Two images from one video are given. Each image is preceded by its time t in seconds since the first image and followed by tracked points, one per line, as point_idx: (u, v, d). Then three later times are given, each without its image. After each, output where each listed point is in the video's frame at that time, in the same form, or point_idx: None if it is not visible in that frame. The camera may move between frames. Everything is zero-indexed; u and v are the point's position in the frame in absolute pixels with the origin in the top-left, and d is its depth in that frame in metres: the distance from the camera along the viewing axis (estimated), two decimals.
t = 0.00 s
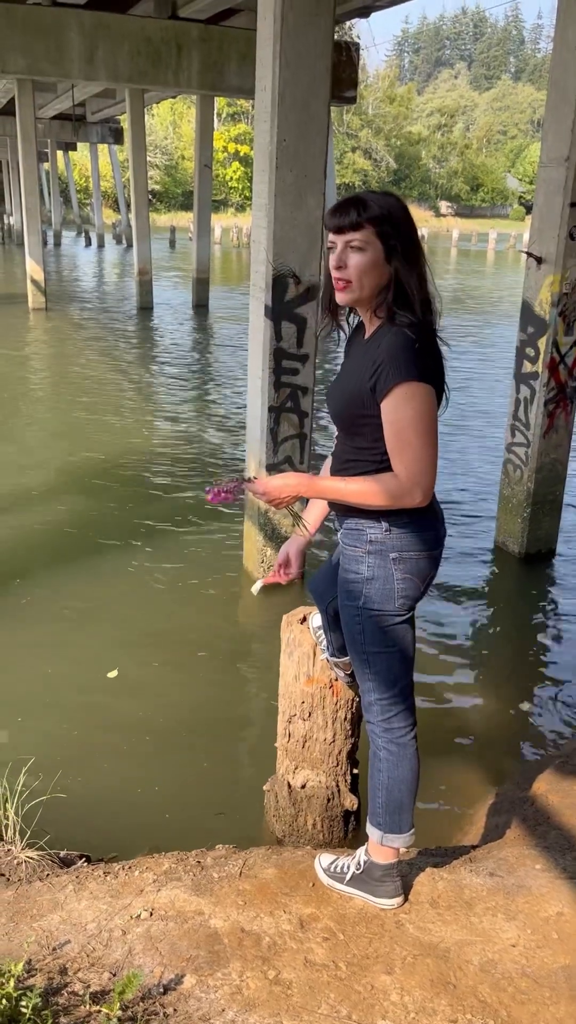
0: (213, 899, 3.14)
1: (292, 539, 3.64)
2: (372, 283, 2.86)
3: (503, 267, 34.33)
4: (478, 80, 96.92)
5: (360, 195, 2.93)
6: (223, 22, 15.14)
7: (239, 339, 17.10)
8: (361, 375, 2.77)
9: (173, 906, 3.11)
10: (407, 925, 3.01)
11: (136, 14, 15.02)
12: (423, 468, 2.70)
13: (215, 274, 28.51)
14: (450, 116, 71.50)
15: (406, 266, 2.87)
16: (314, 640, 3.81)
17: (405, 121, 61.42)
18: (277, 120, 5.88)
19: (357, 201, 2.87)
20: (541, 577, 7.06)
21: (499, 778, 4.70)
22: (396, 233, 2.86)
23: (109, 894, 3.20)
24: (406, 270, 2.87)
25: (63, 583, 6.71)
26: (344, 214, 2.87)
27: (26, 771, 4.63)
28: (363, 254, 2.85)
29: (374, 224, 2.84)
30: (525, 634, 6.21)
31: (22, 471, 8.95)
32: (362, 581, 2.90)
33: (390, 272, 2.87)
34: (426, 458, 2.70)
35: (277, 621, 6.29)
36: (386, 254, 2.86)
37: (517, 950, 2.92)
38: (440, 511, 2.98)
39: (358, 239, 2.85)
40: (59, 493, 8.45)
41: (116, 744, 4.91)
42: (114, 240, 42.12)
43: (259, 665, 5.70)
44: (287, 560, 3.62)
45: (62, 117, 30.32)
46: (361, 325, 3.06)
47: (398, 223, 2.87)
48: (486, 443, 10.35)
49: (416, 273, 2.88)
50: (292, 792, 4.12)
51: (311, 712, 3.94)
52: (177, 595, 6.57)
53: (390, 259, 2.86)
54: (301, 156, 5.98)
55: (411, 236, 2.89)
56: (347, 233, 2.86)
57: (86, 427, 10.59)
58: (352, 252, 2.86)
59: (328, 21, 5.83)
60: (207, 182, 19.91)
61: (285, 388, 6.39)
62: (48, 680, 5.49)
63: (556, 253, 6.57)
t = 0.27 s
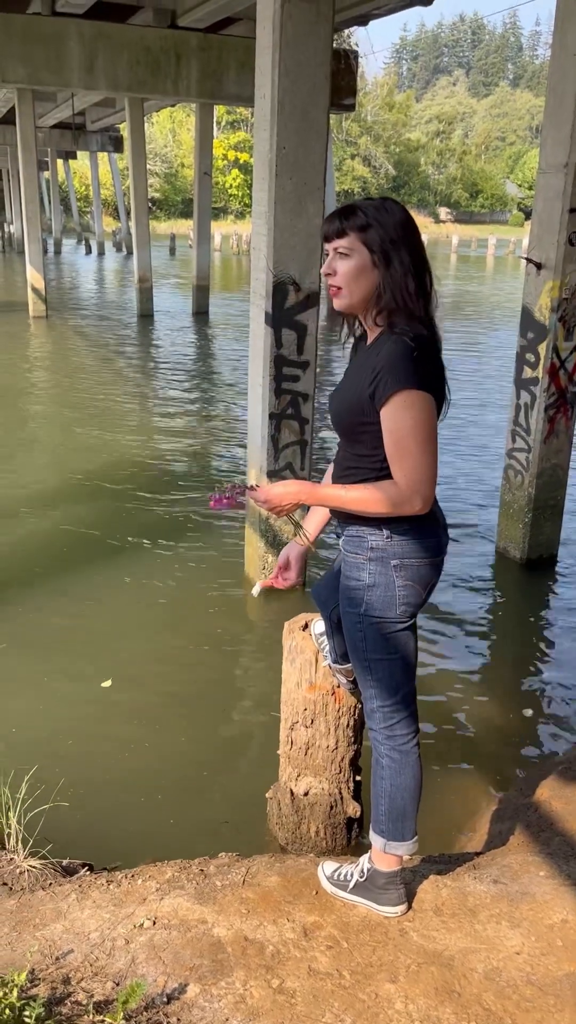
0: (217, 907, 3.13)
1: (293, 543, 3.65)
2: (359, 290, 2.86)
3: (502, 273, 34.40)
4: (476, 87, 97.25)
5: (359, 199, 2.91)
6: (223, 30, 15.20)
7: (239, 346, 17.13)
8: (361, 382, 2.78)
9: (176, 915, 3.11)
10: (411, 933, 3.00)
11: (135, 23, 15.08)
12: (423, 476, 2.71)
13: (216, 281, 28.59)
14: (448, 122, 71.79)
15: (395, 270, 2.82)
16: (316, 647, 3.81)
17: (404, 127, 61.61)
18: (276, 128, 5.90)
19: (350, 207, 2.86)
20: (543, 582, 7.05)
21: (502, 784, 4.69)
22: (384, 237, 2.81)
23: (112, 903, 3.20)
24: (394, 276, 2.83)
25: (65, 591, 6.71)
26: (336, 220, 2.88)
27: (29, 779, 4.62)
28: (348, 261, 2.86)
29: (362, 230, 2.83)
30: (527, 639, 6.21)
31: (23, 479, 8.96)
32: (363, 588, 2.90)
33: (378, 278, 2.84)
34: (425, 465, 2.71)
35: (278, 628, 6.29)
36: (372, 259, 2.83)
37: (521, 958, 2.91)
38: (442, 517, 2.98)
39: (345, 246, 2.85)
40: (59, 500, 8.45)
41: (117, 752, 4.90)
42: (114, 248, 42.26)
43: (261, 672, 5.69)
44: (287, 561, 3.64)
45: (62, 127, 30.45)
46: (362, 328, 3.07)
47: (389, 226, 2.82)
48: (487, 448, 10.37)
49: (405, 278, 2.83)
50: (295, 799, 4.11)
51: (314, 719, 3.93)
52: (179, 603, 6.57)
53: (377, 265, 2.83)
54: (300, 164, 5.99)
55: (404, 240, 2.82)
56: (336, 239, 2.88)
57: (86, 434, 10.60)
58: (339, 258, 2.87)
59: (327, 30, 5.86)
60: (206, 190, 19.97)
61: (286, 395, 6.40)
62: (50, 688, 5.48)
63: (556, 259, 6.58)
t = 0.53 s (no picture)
0: (216, 919, 3.12)
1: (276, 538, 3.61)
2: (352, 302, 2.88)
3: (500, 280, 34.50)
4: (473, 95, 97.72)
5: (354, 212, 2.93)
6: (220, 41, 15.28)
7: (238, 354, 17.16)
8: (356, 392, 2.79)
9: (176, 927, 3.10)
10: (411, 944, 2.99)
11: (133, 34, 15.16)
12: (416, 485, 2.71)
13: (214, 290, 28.65)
14: (445, 131, 72.12)
15: (385, 282, 2.82)
16: (315, 656, 3.81)
17: (402, 136, 61.83)
18: (274, 139, 5.92)
19: (344, 220, 2.88)
20: (542, 590, 7.05)
21: (502, 793, 4.68)
22: (375, 249, 2.82)
23: (112, 915, 3.19)
24: (385, 287, 2.83)
25: (64, 601, 6.71)
26: (330, 234, 2.90)
27: (28, 790, 4.61)
28: (340, 273, 2.88)
29: (353, 243, 2.85)
30: (526, 647, 6.20)
31: (22, 489, 8.97)
32: (360, 599, 2.90)
33: (370, 290, 2.85)
34: (417, 475, 2.71)
35: (278, 637, 6.28)
36: (364, 271, 2.84)
37: (522, 968, 2.90)
38: (440, 527, 2.98)
39: (337, 259, 2.87)
40: (59, 510, 8.45)
41: (117, 762, 4.89)
42: (113, 257, 42.39)
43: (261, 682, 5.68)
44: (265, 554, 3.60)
45: (61, 138, 30.60)
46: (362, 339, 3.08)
47: (380, 238, 2.82)
48: (485, 455, 10.38)
49: (396, 289, 2.83)
50: (295, 809, 4.10)
51: (313, 729, 3.93)
52: (178, 612, 6.56)
53: (368, 277, 2.84)
54: (298, 174, 6.02)
55: (395, 250, 2.82)
56: (330, 252, 2.90)
57: (86, 443, 10.62)
58: (333, 271, 2.89)
59: (323, 41, 5.89)
60: (205, 199, 20.04)
61: (284, 403, 6.41)
62: (50, 699, 5.48)
63: (553, 268, 6.60)
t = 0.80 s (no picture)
0: (216, 931, 3.12)
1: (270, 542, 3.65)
2: (347, 318, 2.90)
3: (497, 288, 34.63)
4: (468, 106, 98.32)
5: (342, 229, 2.96)
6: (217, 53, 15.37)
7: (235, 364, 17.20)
8: (349, 402, 2.81)
9: (176, 939, 3.09)
10: (411, 955, 2.98)
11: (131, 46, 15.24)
12: (394, 498, 2.72)
13: (212, 299, 28.74)
14: (442, 141, 72.53)
15: (375, 295, 2.84)
16: (314, 666, 3.82)
17: (398, 146, 62.13)
18: (270, 151, 5.96)
19: (332, 239, 2.92)
20: (541, 598, 7.06)
21: (501, 803, 4.67)
22: (361, 263, 2.84)
23: (111, 927, 3.18)
24: (376, 300, 2.84)
25: (63, 611, 6.71)
26: (320, 254, 2.94)
27: (26, 802, 4.60)
28: (333, 292, 2.91)
29: (341, 260, 2.87)
30: (525, 655, 6.21)
31: (21, 499, 8.99)
32: (354, 609, 2.91)
33: (361, 304, 2.86)
34: (397, 488, 2.72)
35: (276, 646, 6.28)
36: (354, 287, 2.86)
37: (522, 979, 2.89)
38: (436, 536, 2.99)
39: (328, 278, 2.91)
40: (57, 520, 8.45)
41: (116, 774, 4.89)
42: (111, 267, 42.54)
43: (260, 691, 5.68)
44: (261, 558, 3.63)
45: (60, 149, 30.78)
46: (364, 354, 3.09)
47: (365, 252, 2.84)
48: (483, 464, 10.40)
49: (386, 301, 2.84)
50: (294, 820, 4.10)
51: (312, 739, 3.93)
52: (177, 622, 6.56)
53: (358, 292, 2.85)
54: (294, 186, 6.05)
55: (382, 261, 2.83)
56: (321, 272, 2.94)
57: (85, 453, 10.64)
58: (325, 290, 2.93)
59: (319, 54, 5.93)
60: (202, 209, 20.12)
61: (282, 413, 6.43)
62: (48, 710, 5.47)
63: (549, 277, 6.62)
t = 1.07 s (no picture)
0: (215, 943, 3.10)
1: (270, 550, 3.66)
2: (341, 330, 2.92)
3: (493, 297, 34.73)
4: (464, 116, 98.90)
5: (335, 240, 2.97)
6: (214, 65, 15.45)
7: (233, 373, 17.23)
8: (342, 411, 2.83)
9: (174, 951, 3.08)
10: (411, 966, 2.97)
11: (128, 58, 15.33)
12: (381, 507, 2.73)
13: (210, 309, 28.83)
14: (438, 151, 72.94)
15: (367, 305, 2.84)
16: (313, 676, 3.82)
17: (395, 156, 62.42)
18: (267, 162, 5.99)
19: (325, 251, 2.93)
20: (539, 606, 7.06)
21: (501, 812, 4.66)
22: (353, 274, 2.85)
23: (109, 940, 3.17)
24: (368, 310, 2.85)
25: (61, 621, 6.70)
26: (313, 266, 2.96)
27: (24, 813, 4.59)
28: (327, 304, 2.92)
29: (333, 272, 2.89)
30: (524, 663, 6.20)
31: (19, 509, 8.99)
32: (349, 618, 2.91)
33: (354, 315, 2.87)
34: (388, 496, 2.72)
35: (274, 655, 6.27)
36: (347, 298, 2.87)
37: (522, 989, 2.88)
38: (433, 544, 2.99)
39: (322, 290, 2.92)
40: (55, 530, 8.45)
41: (115, 784, 4.87)
42: (109, 277, 42.65)
43: (259, 701, 5.67)
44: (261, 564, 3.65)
45: (58, 160, 30.95)
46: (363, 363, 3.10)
47: (356, 263, 2.85)
48: (481, 472, 10.43)
49: (379, 311, 2.84)
50: (293, 830, 4.08)
51: (311, 749, 3.92)
52: (175, 631, 6.56)
53: (351, 303, 2.87)
54: (291, 196, 6.07)
55: (373, 272, 2.84)
56: (315, 285, 2.96)
57: (83, 463, 10.65)
58: (320, 303, 2.95)
59: (315, 66, 5.96)
60: (199, 220, 20.19)
61: (279, 422, 6.44)
62: (46, 720, 5.45)
63: (545, 286, 6.65)
